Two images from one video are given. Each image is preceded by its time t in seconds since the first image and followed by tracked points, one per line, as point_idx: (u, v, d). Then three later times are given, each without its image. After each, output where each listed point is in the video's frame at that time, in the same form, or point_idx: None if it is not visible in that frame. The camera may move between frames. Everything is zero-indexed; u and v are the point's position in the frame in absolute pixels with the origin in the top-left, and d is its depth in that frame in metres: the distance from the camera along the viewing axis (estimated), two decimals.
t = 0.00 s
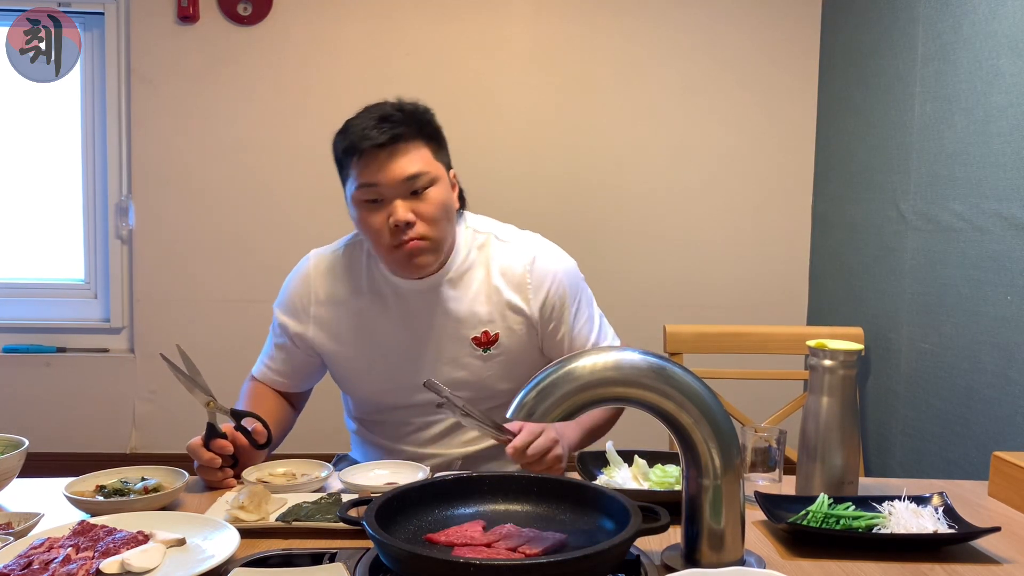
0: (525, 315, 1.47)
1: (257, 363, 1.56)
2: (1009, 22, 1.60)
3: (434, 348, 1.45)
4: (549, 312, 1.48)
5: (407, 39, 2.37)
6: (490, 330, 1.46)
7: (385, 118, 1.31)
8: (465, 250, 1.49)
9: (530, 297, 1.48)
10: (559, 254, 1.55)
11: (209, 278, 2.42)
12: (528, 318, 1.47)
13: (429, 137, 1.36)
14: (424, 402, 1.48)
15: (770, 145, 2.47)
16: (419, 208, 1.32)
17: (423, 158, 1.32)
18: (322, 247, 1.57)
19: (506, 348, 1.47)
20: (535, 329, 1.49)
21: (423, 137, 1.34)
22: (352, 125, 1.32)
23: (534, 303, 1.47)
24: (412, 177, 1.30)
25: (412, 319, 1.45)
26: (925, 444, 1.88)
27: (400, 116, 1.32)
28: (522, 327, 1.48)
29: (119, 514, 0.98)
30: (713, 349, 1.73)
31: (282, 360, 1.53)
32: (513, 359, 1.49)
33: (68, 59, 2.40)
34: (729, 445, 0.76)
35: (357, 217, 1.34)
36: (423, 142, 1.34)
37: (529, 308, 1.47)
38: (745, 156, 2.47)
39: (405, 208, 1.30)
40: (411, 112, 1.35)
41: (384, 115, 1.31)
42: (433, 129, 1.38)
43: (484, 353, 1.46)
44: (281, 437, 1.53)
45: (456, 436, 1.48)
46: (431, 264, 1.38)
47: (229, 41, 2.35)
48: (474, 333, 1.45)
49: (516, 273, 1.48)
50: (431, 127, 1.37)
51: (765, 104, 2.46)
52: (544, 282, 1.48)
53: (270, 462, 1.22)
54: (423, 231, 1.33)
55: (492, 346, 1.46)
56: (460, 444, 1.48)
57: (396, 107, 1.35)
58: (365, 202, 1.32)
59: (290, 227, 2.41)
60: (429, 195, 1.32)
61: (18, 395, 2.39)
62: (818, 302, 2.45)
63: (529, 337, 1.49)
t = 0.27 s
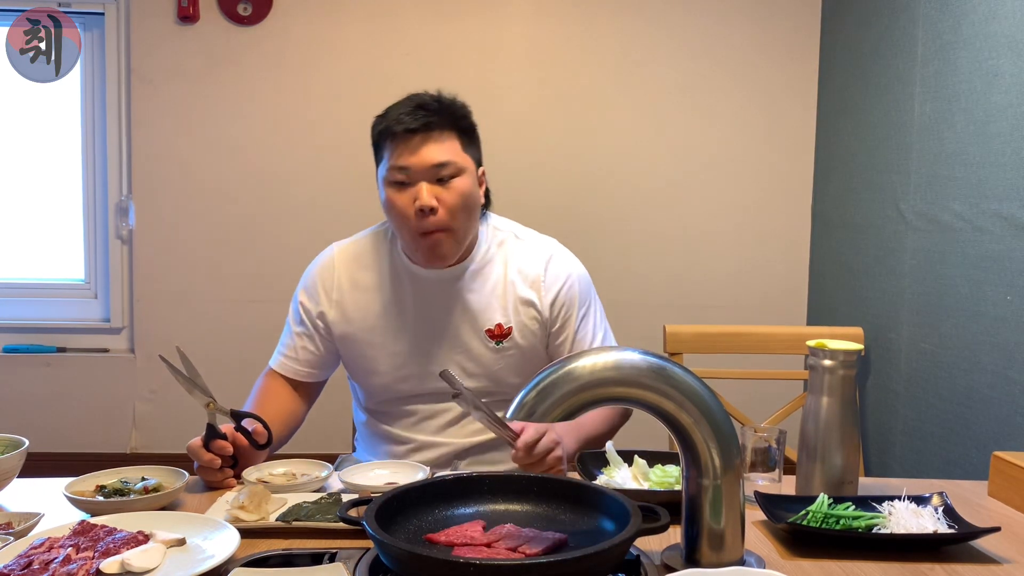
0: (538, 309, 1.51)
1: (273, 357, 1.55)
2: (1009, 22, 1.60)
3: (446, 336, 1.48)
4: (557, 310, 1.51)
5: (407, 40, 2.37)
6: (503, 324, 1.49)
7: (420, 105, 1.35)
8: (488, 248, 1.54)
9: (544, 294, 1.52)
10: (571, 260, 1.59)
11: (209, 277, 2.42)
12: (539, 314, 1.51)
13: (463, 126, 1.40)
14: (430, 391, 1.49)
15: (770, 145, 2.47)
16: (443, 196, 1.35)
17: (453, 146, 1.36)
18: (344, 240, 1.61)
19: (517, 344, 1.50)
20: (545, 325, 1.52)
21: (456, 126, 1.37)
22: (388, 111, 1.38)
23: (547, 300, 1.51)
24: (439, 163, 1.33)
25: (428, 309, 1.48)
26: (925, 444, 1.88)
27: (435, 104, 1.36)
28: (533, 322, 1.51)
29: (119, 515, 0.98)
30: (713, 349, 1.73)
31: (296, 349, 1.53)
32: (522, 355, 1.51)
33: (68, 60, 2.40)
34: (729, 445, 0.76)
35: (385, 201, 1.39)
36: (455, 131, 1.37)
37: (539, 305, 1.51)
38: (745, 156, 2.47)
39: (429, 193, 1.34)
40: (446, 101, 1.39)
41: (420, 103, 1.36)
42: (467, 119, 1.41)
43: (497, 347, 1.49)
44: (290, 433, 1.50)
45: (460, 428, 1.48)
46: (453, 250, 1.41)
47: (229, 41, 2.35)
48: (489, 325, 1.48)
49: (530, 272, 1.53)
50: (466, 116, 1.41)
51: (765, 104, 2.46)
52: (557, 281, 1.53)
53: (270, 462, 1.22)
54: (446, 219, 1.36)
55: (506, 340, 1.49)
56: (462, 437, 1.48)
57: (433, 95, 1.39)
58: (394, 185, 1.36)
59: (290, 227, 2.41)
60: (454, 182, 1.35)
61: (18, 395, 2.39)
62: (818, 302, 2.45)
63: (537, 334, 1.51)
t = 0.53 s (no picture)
0: (547, 304, 1.52)
1: (282, 348, 1.54)
2: (1009, 22, 1.60)
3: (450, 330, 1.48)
4: (566, 305, 1.53)
5: (407, 40, 2.37)
6: (512, 318, 1.50)
7: (443, 99, 1.40)
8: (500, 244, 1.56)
9: (553, 288, 1.53)
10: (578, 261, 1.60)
11: (209, 277, 2.42)
12: (549, 307, 1.52)
13: (483, 122, 1.44)
14: (432, 383, 1.47)
15: (770, 145, 2.47)
16: (460, 186, 1.39)
17: (472, 139, 1.40)
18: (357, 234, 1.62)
19: (525, 338, 1.50)
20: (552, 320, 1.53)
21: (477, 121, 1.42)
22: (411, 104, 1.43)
23: (557, 294, 1.52)
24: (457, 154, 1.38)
25: (433, 303, 1.49)
26: (925, 443, 1.88)
27: (457, 99, 1.41)
28: (542, 316, 1.52)
29: (119, 515, 0.98)
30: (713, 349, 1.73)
31: (305, 340, 1.52)
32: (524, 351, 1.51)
33: (68, 60, 2.40)
34: (729, 445, 0.76)
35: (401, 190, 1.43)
36: (475, 125, 1.42)
37: (549, 299, 1.52)
38: (745, 156, 2.47)
39: (445, 182, 1.37)
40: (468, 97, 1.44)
41: (443, 96, 1.41)
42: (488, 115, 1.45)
43: (502, 339, 1.49)
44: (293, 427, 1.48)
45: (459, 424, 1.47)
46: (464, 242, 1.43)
47: (229, 41, 2.35)
48: (496, 318, 1.49)
49: (539, 267, 1.55)
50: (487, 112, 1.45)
51: (765, 104, 2.46)
52: (566, 277, 1.55)
53: (270, 462, 1.22)
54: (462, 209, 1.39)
55: (513, 334, 1.49)
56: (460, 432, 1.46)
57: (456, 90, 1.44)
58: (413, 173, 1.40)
59: (290, 227, 2.41)
60: (471, 174, 1.39)
61: (18, 394, 2.39)
62: (818, 302, 2.45)
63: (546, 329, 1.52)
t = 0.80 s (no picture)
0: (546, 301, 1.52)
1: (286, 346, 1.54)
2: (1009, 22, 1.60)
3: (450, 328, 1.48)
4: (566, 304, 1.52)
5: (407, 40, 2.37)
6: (512, 315, 1.50)
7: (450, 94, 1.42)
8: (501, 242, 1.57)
9: (554, 286, 1.53)
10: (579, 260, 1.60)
11: (209, 277, 2.42)
12: (549, 305, 1.52)
13: (489, 119, 1.46)
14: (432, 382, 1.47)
15: (770, 145, 2.47)
16: (467, 178, 1.39)
17: (479, 134, 1.42)
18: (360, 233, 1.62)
19: (525, 336, 1.50)
20: (552, 318, 1.53)
21: (483, 116, 1.44)
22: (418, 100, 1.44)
23: (557, 292, 1.52)
24: (465, 147, 1.39)
25: (433, 302, 1.49)
26: (925, 443, 1.88)
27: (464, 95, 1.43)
28: (542, 313, 1.52)
29: (119, 515, 0.98)
30: (713, 349, 1.73)
31: (309, 339, 1.52)
32: (524, 350, 1.51)
33: (68, 60, 2.40)
34: (729, 445, 0.76)
35: (407, 183, 1.43)
36: (481, 121, 1.44)
37: (549, 296, 1.52)
38: (745, 155, 2.47)
39: (453, 173, 1.38)
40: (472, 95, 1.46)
41: (449, 93, 1.43)
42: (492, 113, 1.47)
43: (502, 337, 1.49)
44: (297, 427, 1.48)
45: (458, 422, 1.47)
46: (469, 236, 1.43)
47: (229, 41, 2.35)
48: (496, 316, 1.49)
49: (540, 266, 1.55)
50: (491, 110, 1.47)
51: (764, 104, 2.46)
52: (566, 276, 1.55)
53: (269, 462, 1.22)
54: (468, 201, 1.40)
55: (512, 331, 1.49)
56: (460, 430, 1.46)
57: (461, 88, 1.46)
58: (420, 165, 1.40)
59: (289, 227, 2.41)
60: (477, 167, 1.40)
61: (18, 394, 2.39)
62: (819, 302, 2.45)
63: (545, 326, 1.52)
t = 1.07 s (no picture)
0: (547, 302, 1.52)
1: (285, 344, 1.54)
2: (1008, 22, 1.60)
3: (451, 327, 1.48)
4: (567, 305, 1.53)
5: (407, 40, 2.37)
6: (512, 315, 1.50)
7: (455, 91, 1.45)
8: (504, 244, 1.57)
9: (554, 287, 1.53)
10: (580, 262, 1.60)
11: (209, 277, 2.42)
12: (550, 306, 1.52)
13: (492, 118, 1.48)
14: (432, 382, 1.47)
15: (770, 145, 2.47)
16: (473, 171, 1.40)
17: (484, 130, 1.43)
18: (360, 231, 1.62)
19: (526, 336, 1.50)
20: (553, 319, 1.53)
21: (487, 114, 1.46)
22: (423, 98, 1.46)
23: (558, 293, 1.53)
24: (471, 141, 1.40)
25: (433, 303, 1.49)
26: (925, 443, 1.88)
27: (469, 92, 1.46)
28: (543, 314, 1.52)
29: (119, 514, 0.98)
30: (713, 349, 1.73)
31: (308, 338, 1.52)
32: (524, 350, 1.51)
33: (68, 59, 2.40)
34: (729, 445, 0.76)
35: (412, 179, 1.43)
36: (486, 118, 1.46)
37: (550, 298, 1.52)
38: (745, 155, 2.47)
39: (459, 166, 1.38)
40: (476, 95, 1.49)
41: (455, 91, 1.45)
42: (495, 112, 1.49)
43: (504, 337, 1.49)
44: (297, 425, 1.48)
45: (459, 422, 1.47)
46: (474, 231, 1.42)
47: (229, 41, 2.35)
48: (496, 316, 1.49)
49: (541, 266, 1.55)
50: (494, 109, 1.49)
51: (765, 104, 2.46)
52: (567, 277, 1.55)
53: (270, 462, 1.22)
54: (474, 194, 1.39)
55: (513, 331, 1.49)
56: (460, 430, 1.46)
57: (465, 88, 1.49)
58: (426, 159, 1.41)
59: (290, 227, 2.41)
60: (483, 161, 1.41)
61: (18, 394, 2.39)
62: (819, 302, 2.45)
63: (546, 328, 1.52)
